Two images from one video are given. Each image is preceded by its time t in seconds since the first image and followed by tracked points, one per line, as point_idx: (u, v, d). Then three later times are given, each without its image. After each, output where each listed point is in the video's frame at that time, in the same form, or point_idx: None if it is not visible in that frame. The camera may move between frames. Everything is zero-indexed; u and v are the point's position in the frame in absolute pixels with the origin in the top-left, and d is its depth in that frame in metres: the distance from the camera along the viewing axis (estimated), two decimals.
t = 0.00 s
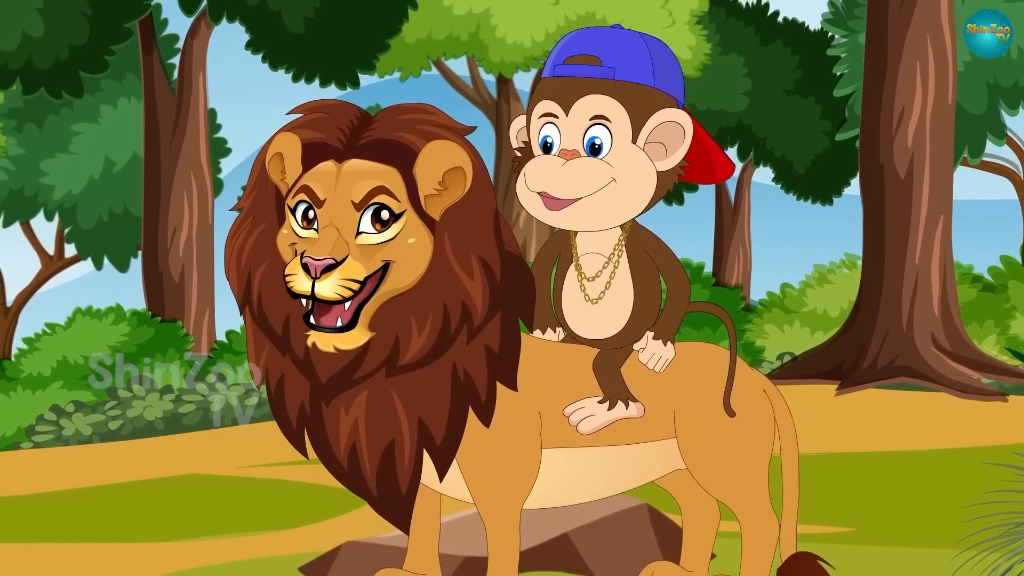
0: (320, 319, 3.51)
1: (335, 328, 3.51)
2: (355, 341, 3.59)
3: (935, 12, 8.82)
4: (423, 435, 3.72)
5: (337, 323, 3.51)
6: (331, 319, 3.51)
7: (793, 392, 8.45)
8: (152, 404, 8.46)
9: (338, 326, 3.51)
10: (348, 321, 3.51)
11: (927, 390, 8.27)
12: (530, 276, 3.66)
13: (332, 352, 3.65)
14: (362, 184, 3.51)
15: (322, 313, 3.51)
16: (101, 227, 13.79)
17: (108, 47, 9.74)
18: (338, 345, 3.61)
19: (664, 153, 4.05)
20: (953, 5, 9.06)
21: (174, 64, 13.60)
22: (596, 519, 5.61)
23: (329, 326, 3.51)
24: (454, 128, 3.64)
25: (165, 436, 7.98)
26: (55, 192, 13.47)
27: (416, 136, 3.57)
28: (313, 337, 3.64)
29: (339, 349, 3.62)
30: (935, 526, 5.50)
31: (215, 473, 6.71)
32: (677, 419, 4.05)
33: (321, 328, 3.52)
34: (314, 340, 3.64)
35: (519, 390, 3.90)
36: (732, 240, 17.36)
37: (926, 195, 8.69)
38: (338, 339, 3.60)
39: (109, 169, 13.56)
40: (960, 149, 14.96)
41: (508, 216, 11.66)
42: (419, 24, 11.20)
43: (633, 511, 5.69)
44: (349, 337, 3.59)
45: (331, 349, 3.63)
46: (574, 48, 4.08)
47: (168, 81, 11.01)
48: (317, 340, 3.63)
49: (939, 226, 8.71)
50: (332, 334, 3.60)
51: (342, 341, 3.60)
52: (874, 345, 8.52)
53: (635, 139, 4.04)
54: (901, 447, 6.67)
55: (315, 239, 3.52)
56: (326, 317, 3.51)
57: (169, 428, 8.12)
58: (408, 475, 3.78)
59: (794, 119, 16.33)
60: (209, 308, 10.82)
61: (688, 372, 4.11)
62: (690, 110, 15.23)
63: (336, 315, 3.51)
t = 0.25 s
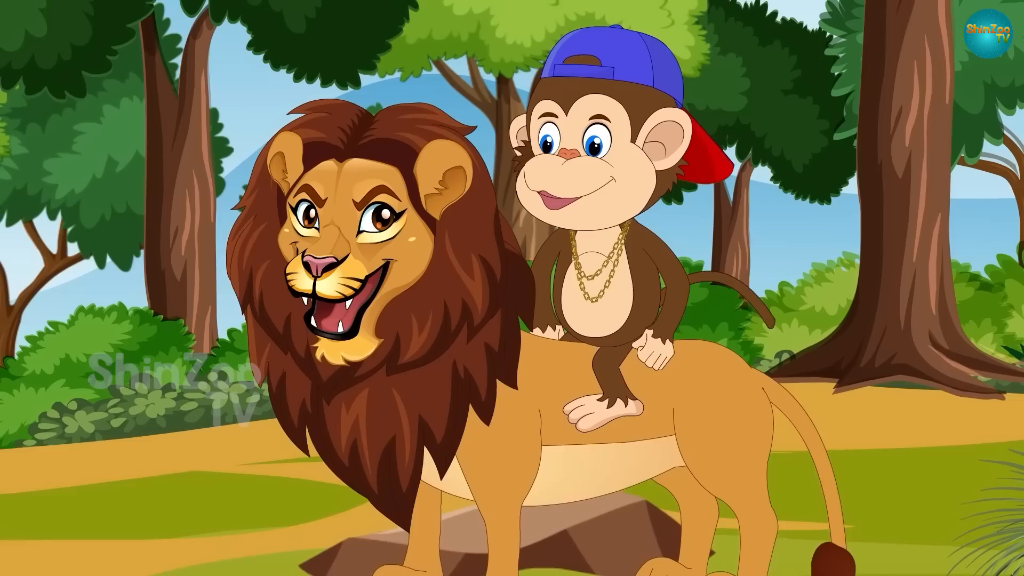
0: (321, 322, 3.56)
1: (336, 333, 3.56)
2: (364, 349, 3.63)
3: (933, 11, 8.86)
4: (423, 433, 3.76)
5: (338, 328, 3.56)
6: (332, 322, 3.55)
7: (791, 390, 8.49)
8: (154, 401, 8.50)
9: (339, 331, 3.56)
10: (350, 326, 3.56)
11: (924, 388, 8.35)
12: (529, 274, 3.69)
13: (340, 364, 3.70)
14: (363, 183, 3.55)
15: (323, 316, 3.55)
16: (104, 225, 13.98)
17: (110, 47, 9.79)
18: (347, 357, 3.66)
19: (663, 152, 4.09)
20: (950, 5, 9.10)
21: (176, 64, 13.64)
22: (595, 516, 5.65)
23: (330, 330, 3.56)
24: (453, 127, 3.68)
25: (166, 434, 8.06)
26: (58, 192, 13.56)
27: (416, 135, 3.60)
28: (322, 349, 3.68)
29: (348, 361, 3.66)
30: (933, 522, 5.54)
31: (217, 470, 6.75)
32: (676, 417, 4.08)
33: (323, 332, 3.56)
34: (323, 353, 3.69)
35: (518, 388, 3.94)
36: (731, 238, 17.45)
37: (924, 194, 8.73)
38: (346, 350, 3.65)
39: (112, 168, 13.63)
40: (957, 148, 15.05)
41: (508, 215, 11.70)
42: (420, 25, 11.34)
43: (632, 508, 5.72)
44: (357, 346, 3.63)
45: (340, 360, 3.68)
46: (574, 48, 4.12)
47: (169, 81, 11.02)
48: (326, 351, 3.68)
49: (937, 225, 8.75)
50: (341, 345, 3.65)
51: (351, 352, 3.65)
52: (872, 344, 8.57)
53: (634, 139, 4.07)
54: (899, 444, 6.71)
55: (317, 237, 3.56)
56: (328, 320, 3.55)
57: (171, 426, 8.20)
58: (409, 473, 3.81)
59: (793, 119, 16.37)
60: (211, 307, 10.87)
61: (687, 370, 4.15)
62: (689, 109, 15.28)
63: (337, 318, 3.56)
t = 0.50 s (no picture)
0: (322, 315, 3.60)
1: (336, 325, 3.60)
2: (358, 336, 3.65)
3: (930, 11, 8.90)
4: (424, 431, 3.80)
5: (339, 319, 3.60)
6: (333, 315, 3.60)
7: (789, 388, 8.52)
8: (157, 399, 8.54)
9: (340, 322, 3.60)
10: (351, 317, 3.60)
11: (921, 386, 8.33)
12: (529, 273, 3.73)
13: (333, 348, 3.71)
14: (365, 182, 3.58)
15: (324, 310, 3.60)
16: (107, 224, 14.02)
17: (113, 47, 9.83)
18: (340, 342, 3.67)
19: (661, 152, 4.13)
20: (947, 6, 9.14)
21: (178, 64, 13.69)
22: (595, 513, 5.68)
23: (331, 323, 3.60)
24: (453, 127, 3.71)
25: (168, 431, 8.13)
26: (61, 191, 13.69)
27: (416, 134, 3.64)
28: (317, 334, 3.69)
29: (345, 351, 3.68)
30: (931, 520, 5.58)
31: (219, 468, 6.79)
32: (675, 415, 4.12)
33: (324, 325, 3.60)
34: (317, 337, 3.70)
35: (518, 386, 3.98)
36: (729, 237, 17.47)
37: (921, 194, 8.76)
38: (340, 336, 3.66)
39: (115, 167, 13.66)
40: (955, 147, 15.10)
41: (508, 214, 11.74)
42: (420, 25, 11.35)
43: (631, 506, 5.75)
44: (351, 333, 3.65)
45: (333, 345, 3.69)
46: (573, 48, 4.16)
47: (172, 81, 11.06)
48: (320, 335, 3.69)
49: (934, 224, 8.79)
50: (334, 330, 3.66)
51: (344, 338, 3.66)
52: (869, 343, 8.61)
53: (633, 138, 4.11)
54: (898, 442, 6.75)
55: (318, 236, 3.59)
56: (329, 314, 3.60)
57: (173, 424, 8.28)
58: (410, 470, 3.85)
59: (792, 118, 16.41)
60: (213, 305, 10.91)
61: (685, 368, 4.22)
62: (687, 109, 15.33)
63: (338, 311, 3.60)
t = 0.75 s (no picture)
0: (324, 318, 3.63)
1: (340, 329, 3.63)
2: (366, 345, 3.70)
3: (928, 11, 8.94)
4: (424, 428, 3.84)
5: (342, 323, 3.64)
6: (335, 318, 3.63)
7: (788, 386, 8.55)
8: (159, 397, 8.59)
9: (342, 327, 3.64)
10: (353, 321, 3.64)
11: (919, 383, 8.40)
12: (529, 271, 3.77)
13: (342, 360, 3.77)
14: (366, 181, 3.62)
15: (326, 313, 3.62)
16: (109, 223, 14.06)
17: (115, 47, 9.87)
18: (349, 352, 3.73)
19: (661, 151, 4.17)
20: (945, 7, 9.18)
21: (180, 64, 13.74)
22: (595, 510, 5.71)
23: (334, 327, 3.63)
24: (453, 126, 3.75)
25: (171, 429, 8.15)
26: (64, 190, 13.78)
27: (417, 134, 3.67)
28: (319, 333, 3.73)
29: (350, 357, 3.73)
30: (928, 517, 5.61)
31: (222, 466, 6.82)
32: (674, 412, 4.16)
33: (326, 328, 3.63)
34: (325, 348, 3.75)
35: (518, 384, 4.02)
36: (728, 237, 17.47)
37: (919, 193, 8.80)
38: (348, 346, 3.71)
39: (117, 167, 13.70)
40: (952, 147, 15.15)
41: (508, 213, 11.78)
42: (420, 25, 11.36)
43: (630, 503, 5.78)
44: (359, 342, 3.70)
45: (342, 356, 3.74)
46: (573, 48, 4.19)
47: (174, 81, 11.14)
48: (329, 347, 3.74)
49: (932, 223, 8.83)
50: (342, 341, 3.71)
51: (353, 348, 3.71)
52: (867, 342, 8.64)
53: (632, 137, 4.15)
54: (897, 440, 6.78)
55: (320, 235, 3.63)
56: (331, 317, 3.62)
57: (175, 422, 8.30)
58: (410, 468, 3.89)
59: (790, 118, 16.45)
60: (215, 304, 10.95)
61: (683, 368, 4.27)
62: (686, 109, 15.37)
63: (340, 316, 3.63)
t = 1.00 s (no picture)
0: (324, 317, 3.64)
1: (340, 328, 3.65)
2: (367, 344, 3.74)
3: (925, 11, 8.97)
4: (425, 426, 3.87)
5: (342, 323, 3.65)
6: (336, 318, 3.64)
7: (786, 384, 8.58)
8: (161, 395, 8.63)
9: (343, 326, 3.66)
10: (354, 321, 3.66)
11: (915, 381, 8.41)
12: (528, 270, 3.81)
13: (343, 359, 3.80)
14: (367, 181, 3.66)
15: (326, 312, 3.64)
16: (112, 222, 14.12)
17: (117, 47, 9.91)
18: (350, 351, 3.76)
19: (660, 151, 4.21)
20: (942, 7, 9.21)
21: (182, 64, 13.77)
22: (593, 507, 5.75)
23: (334, 325, 3.65)
24: (454, 126, 3.78)
25: (173, 427, 8.18)
26: (67, 189, 13.84)
27: (417, 133, 3.71)
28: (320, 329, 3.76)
29: (351, 355, 3.77)
30: (926, 514, 5.65)
31: (224, 463, 6.86)
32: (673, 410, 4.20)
33: (326, 327, 3.64)
34: (327, 348, 3.79)
35: (518, 382, 4.05)
36: (727, 236, 17.52)
37: (916, 193, 8.84)
38: (349, 345, 3.75)
39: (120, 166, 13.76)
40: (950, 146, 15.20)
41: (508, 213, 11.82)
42: (421, 25, 11.37)
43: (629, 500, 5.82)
44: (360, 342, 3.73)
45: (343, 356, 3.78)
46: (573, 48, 4.23)
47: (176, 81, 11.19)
48: (330, 346, 3.78)
49: (929, 222, 8.86)
50: (344, 339, 3.75)
51: (354, 346, 3.75)
52: (865, 340, 8.69)
53: (632, 136, 4.18)
54: (896, 437, 6.82)
55: (320, 234, 3.66)
56: (331, 316, 3.64)
57: (178, 420, 8.32)
58: (410, 466, 3.93)
59: (789, 117, 16.49)
60: (217, 302, 10.98)
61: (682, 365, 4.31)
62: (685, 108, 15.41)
63: (341, 314, 3.65)
